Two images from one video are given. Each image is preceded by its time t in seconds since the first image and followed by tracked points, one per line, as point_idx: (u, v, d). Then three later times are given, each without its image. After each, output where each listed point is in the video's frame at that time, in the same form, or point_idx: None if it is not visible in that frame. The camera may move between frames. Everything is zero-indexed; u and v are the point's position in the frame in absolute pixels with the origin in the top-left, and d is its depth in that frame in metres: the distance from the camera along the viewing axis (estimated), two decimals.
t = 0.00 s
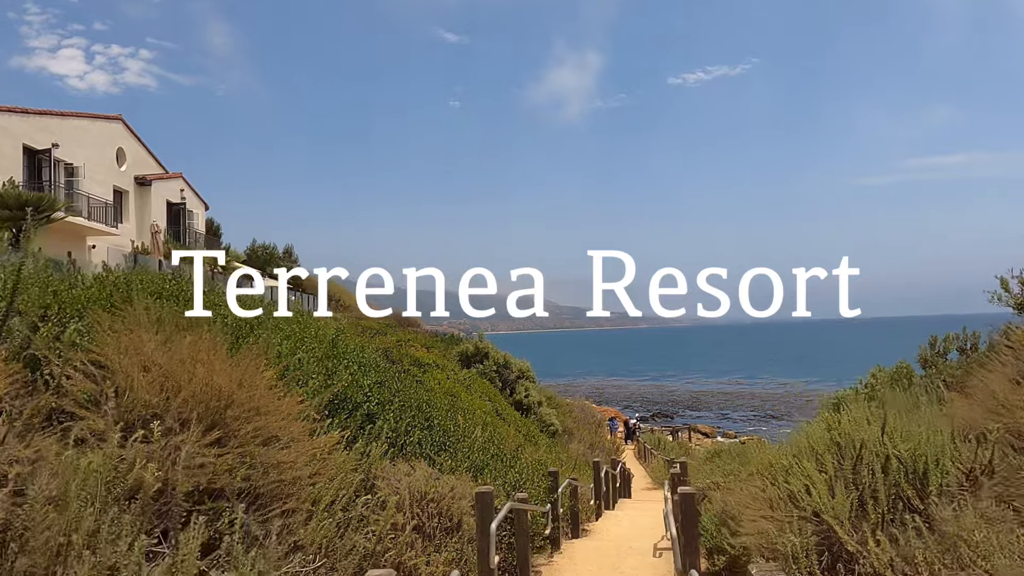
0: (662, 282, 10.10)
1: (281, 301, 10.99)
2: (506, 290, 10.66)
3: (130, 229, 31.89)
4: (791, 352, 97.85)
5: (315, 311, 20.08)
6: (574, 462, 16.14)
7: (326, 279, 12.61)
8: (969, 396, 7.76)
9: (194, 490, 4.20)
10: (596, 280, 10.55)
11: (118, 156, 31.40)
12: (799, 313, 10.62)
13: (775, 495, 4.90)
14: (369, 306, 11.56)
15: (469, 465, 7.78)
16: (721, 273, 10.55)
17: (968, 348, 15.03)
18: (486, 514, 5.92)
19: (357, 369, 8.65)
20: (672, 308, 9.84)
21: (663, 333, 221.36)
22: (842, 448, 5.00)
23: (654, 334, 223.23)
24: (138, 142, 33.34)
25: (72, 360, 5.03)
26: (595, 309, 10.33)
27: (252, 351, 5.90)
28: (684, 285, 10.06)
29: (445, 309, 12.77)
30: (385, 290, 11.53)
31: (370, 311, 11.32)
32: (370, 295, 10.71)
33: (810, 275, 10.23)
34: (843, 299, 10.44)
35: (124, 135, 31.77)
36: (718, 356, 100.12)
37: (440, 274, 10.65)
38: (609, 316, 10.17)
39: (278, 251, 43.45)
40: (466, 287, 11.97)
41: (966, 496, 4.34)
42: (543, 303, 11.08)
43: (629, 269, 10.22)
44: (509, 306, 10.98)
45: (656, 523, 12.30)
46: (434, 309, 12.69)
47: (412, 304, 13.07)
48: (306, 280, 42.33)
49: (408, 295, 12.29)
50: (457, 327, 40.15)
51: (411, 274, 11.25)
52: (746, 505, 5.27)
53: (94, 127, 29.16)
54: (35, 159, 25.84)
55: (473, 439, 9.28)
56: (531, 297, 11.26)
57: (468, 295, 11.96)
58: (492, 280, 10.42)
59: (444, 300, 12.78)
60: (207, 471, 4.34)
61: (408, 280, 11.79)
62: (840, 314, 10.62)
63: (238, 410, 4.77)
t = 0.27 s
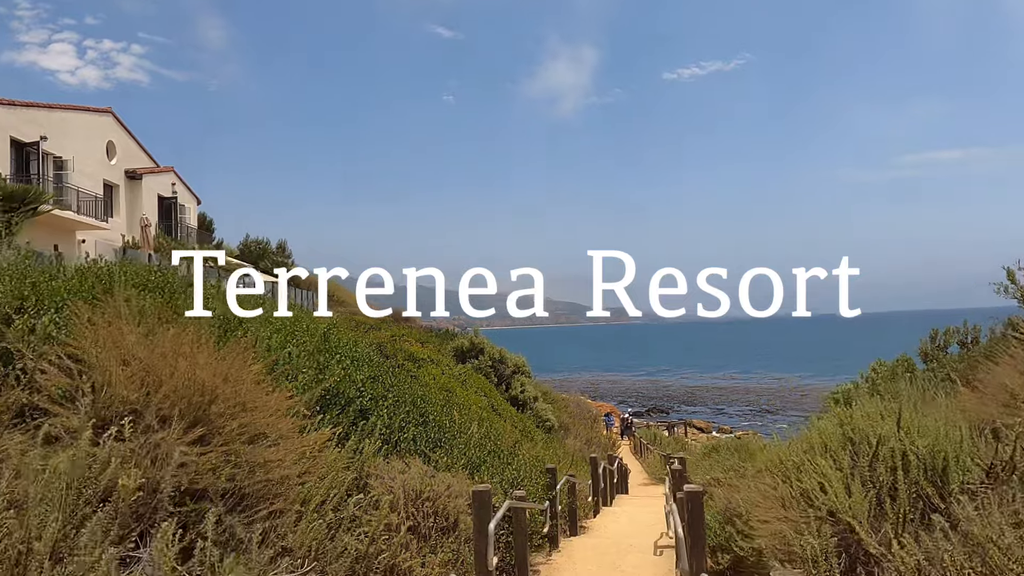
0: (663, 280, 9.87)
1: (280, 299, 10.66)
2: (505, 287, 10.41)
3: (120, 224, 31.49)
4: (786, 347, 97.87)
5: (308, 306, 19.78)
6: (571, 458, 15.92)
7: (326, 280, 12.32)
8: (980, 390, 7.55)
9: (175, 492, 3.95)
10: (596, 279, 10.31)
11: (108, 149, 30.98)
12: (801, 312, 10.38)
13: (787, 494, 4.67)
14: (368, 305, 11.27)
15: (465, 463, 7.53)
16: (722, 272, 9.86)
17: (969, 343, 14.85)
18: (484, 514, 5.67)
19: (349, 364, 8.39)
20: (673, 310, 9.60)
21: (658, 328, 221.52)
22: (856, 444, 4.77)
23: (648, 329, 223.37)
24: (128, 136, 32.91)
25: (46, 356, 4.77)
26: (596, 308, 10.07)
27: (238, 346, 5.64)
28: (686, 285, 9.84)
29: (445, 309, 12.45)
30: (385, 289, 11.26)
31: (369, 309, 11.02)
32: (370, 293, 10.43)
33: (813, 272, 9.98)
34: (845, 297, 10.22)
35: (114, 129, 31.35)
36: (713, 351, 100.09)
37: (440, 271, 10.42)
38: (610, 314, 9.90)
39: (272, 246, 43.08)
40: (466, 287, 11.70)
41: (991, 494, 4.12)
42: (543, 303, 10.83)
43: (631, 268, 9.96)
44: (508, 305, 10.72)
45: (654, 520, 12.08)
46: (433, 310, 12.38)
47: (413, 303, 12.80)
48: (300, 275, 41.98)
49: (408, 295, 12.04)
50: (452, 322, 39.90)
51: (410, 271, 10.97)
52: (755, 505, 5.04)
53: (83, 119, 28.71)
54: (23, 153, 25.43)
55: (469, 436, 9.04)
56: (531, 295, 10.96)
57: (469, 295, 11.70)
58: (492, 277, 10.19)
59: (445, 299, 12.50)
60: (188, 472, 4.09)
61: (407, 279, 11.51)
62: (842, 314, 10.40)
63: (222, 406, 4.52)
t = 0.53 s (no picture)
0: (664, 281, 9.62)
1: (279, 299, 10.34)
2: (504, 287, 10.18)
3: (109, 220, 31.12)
4: (779, 342, 97.96)
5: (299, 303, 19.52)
6: (566, 457, 15.72)
7: (326, 280, 12.07)
8: (987, 388, 7.35)
9: (152, 503, 3.71)
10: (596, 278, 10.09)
11: (96, 144, 30.58)
12: (801, 312, 10.13)
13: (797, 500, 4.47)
14: (367, 305, 11.02)
15: (459, 465, 7.31)
16: (721, 273, 9.74)
17: (969, 340, 14.66)
18: (479, 520, 5.45)
19: (339, 364, 8.15)
20: (675, 312, 9.35)
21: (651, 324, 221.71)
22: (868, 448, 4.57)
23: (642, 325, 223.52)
24: (117, 130, 32.50)
25: (18, 356, 4.53)
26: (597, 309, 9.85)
27: (222, 345, 5.41)
28: (686, 286, 9.59)
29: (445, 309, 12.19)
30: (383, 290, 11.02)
31: (367, 310, 10.78)
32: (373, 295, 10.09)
33: (811, 272, 9.79)
34: (846, 297, 10.00)
35: (103, 123, 30.96)
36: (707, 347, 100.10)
37: (439, 271, 10.19)
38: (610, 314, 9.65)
39: (264, 242, 42.73)
40: (466, 287, 11.48)
41: (1012, 502, 3.93)
42: (544, 303, 10.62)
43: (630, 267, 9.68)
44: (508, 306, 10.49)
45: (652, 520, 11.87)
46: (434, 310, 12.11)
47: (413, 303, 12.53)
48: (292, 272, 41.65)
49: (408, 295, 11.82)
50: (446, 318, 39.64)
51: (411, 272, 10.69)
52: (762, 510, 4.84)
53: (70, 114, 28.32)
54: (9, 148, 25.07)
55: (463, 436, 8.82)
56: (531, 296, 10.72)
57: (468, 295, 11.48)
58: (492, 277, 9.97)
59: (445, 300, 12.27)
60: (167, 481, 3.85)
61: (407, 279, 11.26)
62: (842, 314, 10.17)
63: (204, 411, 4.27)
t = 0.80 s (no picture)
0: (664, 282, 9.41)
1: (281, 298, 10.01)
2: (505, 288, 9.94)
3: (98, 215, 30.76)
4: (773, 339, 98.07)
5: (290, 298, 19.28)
6: (560, 454, 15.52)
7: (326, 280, 11.84)
8: (991, 382, 7.18)
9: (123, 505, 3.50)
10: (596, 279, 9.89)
11: (85, 138, 30.21)
12: (801, 313, 9.89)
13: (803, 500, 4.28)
14: (366, 306, 10.81)
15: (451, 463, 7.10)
16: (721, 274, 9.80)
17: (966, 336, 14.53)
18: (471, 521, 5.24)
19: (327, 359, 7.93)
20: (674, 312, 9.16)
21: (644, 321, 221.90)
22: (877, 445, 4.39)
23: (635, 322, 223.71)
24: (106, 124, 32.13)
25: None
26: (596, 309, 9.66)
27: (204, 339, 5.19)
28: (686, 286, 9.42)
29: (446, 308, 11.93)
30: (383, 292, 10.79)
31: (368, 309, 10.60)
32: (373, 297, 9.95)
33: (812, 274, 9.58)
34: (846, 296, 9.79)
35: (92, 117, 30.59)
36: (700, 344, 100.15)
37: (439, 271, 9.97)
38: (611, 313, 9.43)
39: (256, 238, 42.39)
40: (466, 287, 11.27)
41: None
42: (543, 303, 10.42)
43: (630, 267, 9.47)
44: (507, 305, 10.28)
45: (647, 519, 11.69)
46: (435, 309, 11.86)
47: (410, 300, 12.31)
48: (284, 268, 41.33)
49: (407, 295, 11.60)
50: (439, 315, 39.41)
51: (411, 272, 10.47)
52: (765, 510, 4.66)
53: (58, 106, 27.95)
54: None
55: (455, 433, 8.62)
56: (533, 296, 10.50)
57: (468, 295, 11.26)
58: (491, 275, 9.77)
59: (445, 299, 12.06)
60: (139, 482, 3.63)
61: (407, 279, 11.04)
62: (842, 314, 9.95)
63: (181, 408, 4.04)
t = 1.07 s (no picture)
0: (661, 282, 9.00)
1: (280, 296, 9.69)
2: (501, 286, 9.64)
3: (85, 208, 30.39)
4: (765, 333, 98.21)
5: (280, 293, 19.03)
6: (553, 449, 15.34)
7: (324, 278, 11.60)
8: (995, 375, 7.01)
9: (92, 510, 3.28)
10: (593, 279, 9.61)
11: (72, 130, 29.81)
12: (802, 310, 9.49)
13: (811, 500, 4.09)
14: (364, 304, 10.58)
15: (442, 460, 6.89)
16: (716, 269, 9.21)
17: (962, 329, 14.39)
18: (462, 523, 5.03)
19: (315, 353, 7.71)
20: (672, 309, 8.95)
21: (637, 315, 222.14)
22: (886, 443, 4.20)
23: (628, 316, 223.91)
24: (93, 116, 31.71)
25: None
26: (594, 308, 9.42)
27: (183, 333, 4.96)
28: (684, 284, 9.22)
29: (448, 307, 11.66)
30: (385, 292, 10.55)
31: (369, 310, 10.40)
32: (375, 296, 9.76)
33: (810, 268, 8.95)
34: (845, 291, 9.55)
35: (79, 109, 30.17)
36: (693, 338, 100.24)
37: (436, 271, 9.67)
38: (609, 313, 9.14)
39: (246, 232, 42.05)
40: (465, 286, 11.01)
41: None
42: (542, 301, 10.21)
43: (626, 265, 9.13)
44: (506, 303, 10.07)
45: (642, 515, 11.52)
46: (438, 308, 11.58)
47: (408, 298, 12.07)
48: (275, 262, 41.00)
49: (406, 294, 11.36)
50: (431, 309, 39.19)
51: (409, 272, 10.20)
52: (769, 510, 4.47)
53: (43, 98, 27.53)
54: None
55: (446, 429, 8.42)
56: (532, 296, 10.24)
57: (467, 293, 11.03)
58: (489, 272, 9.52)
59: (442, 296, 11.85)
60: (110, 485, 3.41)
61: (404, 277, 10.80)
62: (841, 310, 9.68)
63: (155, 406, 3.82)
